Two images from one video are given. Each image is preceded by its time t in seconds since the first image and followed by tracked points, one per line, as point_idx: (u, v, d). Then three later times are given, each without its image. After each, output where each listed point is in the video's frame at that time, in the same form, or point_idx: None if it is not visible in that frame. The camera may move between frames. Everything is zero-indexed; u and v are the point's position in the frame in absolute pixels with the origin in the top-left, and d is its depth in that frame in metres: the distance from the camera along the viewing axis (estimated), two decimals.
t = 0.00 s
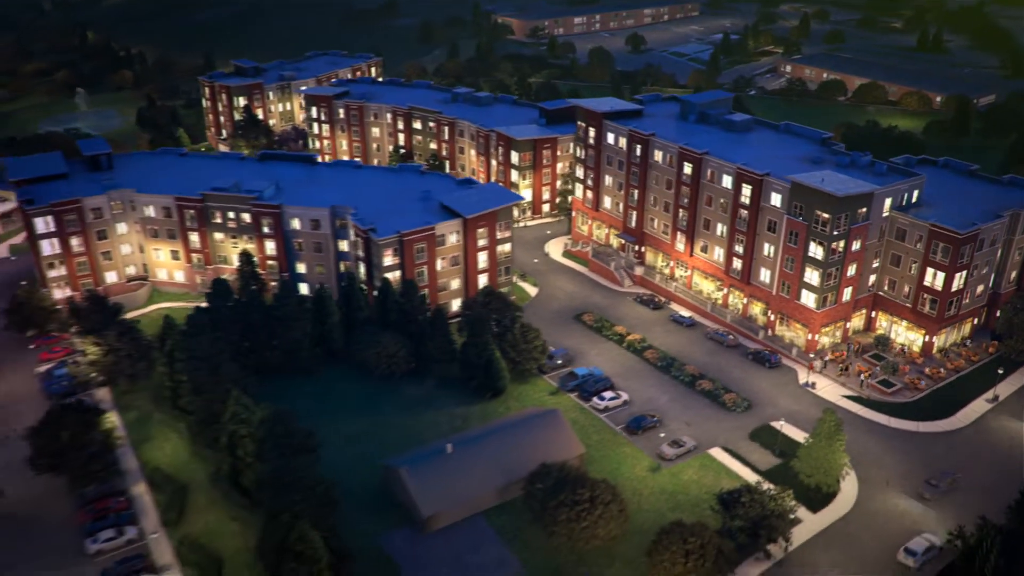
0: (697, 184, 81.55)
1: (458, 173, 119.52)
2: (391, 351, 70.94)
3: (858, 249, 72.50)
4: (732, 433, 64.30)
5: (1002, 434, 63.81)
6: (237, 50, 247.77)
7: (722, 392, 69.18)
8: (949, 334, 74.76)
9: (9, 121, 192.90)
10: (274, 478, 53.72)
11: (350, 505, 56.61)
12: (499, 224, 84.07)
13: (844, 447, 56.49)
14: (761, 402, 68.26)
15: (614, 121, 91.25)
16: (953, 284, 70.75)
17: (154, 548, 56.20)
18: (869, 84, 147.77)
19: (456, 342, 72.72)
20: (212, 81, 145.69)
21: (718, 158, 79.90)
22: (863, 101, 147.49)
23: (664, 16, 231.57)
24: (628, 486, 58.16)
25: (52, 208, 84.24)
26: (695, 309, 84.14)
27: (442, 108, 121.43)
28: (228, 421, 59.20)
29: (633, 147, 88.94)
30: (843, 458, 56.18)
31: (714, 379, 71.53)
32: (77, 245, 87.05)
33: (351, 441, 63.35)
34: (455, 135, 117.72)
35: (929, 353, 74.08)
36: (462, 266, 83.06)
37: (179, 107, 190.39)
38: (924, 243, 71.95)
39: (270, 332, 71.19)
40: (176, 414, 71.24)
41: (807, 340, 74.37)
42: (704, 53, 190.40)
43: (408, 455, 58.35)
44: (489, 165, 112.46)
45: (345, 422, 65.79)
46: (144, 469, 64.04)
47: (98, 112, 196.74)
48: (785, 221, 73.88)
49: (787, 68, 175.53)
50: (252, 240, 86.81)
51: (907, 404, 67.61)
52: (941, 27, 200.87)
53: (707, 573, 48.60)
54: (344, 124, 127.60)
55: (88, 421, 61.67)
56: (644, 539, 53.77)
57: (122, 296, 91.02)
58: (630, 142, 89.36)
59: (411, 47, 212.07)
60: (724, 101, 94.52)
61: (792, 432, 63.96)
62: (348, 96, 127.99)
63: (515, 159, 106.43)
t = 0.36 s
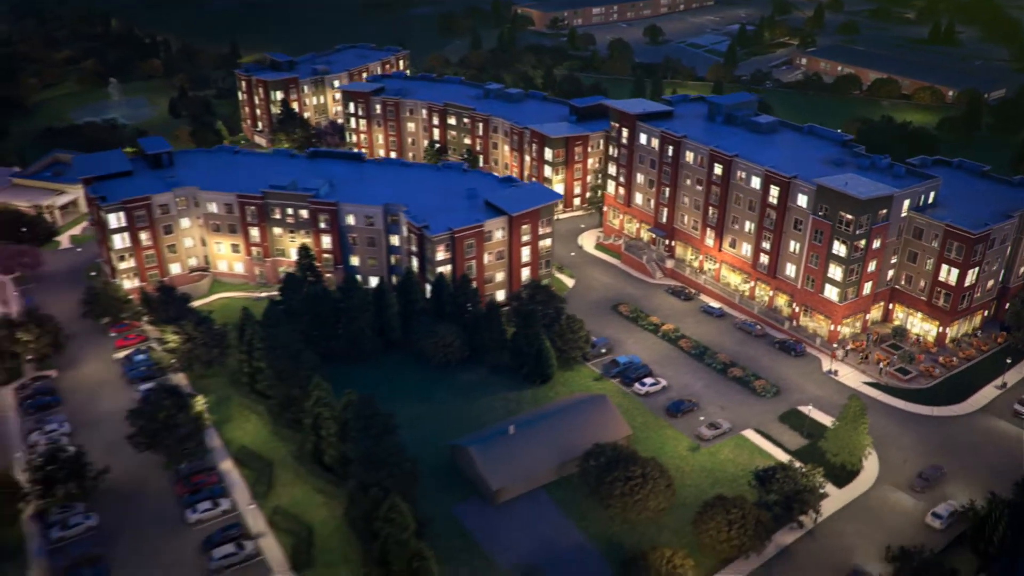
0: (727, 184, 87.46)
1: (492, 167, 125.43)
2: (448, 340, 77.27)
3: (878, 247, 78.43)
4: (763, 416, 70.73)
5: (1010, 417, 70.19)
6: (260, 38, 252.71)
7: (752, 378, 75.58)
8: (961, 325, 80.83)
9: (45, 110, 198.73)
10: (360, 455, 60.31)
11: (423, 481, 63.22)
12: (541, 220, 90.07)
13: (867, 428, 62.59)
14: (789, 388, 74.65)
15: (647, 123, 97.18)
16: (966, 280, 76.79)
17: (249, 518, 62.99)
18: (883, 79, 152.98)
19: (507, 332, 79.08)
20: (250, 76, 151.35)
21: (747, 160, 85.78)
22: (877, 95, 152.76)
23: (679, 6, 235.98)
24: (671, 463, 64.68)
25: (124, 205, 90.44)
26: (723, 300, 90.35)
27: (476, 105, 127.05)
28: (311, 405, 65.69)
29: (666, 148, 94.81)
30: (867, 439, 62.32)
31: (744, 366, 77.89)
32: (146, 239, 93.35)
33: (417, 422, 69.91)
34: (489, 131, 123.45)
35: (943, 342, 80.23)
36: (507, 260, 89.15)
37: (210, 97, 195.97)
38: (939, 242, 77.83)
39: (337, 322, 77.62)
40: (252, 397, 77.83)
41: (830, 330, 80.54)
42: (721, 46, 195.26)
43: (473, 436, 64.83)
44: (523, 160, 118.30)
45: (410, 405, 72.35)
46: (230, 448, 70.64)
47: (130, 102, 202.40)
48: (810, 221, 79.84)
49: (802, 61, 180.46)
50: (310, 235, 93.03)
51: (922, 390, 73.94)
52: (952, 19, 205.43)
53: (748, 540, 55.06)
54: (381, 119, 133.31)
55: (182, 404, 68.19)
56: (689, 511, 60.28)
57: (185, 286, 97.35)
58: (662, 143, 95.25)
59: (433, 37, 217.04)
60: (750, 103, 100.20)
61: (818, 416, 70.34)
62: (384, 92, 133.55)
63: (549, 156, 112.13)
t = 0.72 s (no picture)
0: (755, 183, 93.63)
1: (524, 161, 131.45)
2: (500, 329, 83.81)
3: (897, 243, 84.70)
4: (792, 400, 77.40)
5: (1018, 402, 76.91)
6: (282, 27, 257.60)
7: (781, 365, 82.19)
8: (974, 316, 87.27)
9: (79, 99, 204.47)
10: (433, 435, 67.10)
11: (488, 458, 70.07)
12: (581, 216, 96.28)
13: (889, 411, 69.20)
14: (815, 374, 81.28)
15: (679, 124, 103.20)
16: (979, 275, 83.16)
17: (331, 491, 69.95)
18: (896, 73, 158.36)
19: (554, 322, 85.66)
20: (285, 70, 156.83)
21: (775, 161, 91.89)
22: (891, 90, 158.21)
23: None
24: (711, 442, 71.44)
25: (190, 201, 96.75)
26: (750, 291, 96.81)
27: (508, 100, 132.82)
28: (384, 389, 72.45)
29: (696, 147, 100.88)
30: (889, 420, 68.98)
31: (773, 354, 84.49)
32: (209, 233, 99.72)
33: (477, 405, 76.68)
34: (522, 127, 129.39)
35: (956, 332, 86.73)
36: (549, 253, 95.48)
37: (239, 87, 201.48)
38: (955, 239, 84.07)
39: (397, 312, 84.26)
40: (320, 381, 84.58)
41: (852, 320, 87.04)
42: (737, 38, 200.24)
43: (531, 417, 71.56)
44: (555, 155, 124.28)
45: (469, 389, 79.08)
46: (305, 427, 77.42)
47: (161, 92, 207.92)
48: (835, 219, 86.06)
49: (817, 53, 185.59)
50: (363, 229, 99.49)
51: (937, 377, 80.62)
52: (963, 12, 210.15)
53: (785, 510, 61.88)
54: (416, 114, 139.12)
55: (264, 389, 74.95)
56: (730, 484, 67.11)
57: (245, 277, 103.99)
58: (693, 143, 101.29)
59: (454, 28, 221.97)
60: (775, 104, 106.11)
61: (842, 400, 77.03)
62: (419, 88, 139.23)
63: (582, 152, 117.99)
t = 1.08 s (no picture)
0: (782, 180, 100.15)
1: (555, 154, 137.91)
2: (548, 318, 90.62)
3: (915, 238, 91.39)
4: (819, 383, 84.53)
5: None
6: (303, 16, 262.49)
7: (808, 351, 89.24)
8: (986, 305, 94.11)
9: (111, 89, 210.10)
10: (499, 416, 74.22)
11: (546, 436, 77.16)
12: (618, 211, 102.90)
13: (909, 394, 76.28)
14: (839, 359, 88.35)
15: (708, 123, 109.64)
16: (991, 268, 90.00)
17: (403, 466, 77.16)
18: (909, 67, 164.33)
19: (597, 311, 92.63)
20: (318, 64, 162.48)
21: (801, 160, 98.38)
22: (904, 83, 164.27)
23: None
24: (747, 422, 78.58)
25: (251, 197, 103.30)
26: (776, 281, 103.65)
27: (539, 96, 138.99)
28: (449, 373, 79.50)
29: (726, 145, 107.33)
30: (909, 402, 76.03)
31: (800, 341, 91.44)
32: (268, 226, 106.31)
33: (532, 388, 83.72)
34: (553, 122, 135.69)
35: (969, 320, 93.59)
36: (588, 246, 102.18)
37: (268, 78, 207.25)
38: (969, 234, 90.76)
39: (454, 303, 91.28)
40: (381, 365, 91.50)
41: (872, 310, 93.89)
42: (752, 30, 205.80)
43: (583, 399, 78.61)
44: (586, 150, 130.69)
45: (522, 373, 86.14)
46: (373, 407, 84.47)
47: (190, 81, 213.43)
48: (858, 215, 92.70)
49: (830, 45, 191.33)
50: (412, 223, 106.22)
51: (951, 362, 87.74)
52: (973, 3, 215.46)
53: (818, 483, 69.08)
54: (449, 108, 145.27)
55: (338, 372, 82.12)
56: (767, 460, 74.28)
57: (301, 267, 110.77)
58: (722, 141, 107.72)
59: (475, 18, 227.26)
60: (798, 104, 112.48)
61: (865, 383, 84.13)
62: (452, 83, 145.31)
63: (612, 147, 124.24)
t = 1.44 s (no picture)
0: (807, 177, 107.08)
1: (584, 148, 144.66)
2: (592, 307, 97.89)
3: (933, 233, 98.50)
4: (844, 366, 92.01)
5: None
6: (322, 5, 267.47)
7: (832, 336, 96.69)
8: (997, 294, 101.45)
9: (141, 78, 215.62)
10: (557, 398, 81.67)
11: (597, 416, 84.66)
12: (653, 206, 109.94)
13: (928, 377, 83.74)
14: (861, 344, 95.82)
15: (735, 122, 116.44)
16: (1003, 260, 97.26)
17: (467, 443, 84.63)
18: (920, 61, 170.70)
19: (637, 300, 99.94)
20: (351, 58, 168.26)
21: (825, 158, 105.24)
22: (914, 75, 170.69)
23: None
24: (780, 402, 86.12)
25: (308, 193, 110.04)
26: (800, 271, 110.84)
27: (568, 92, 145.46)
28: (507, 359, 86.89)
29: (752, 143, 114.16)
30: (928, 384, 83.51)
31: (825, 327, 98.82)
32: (322, 220, 113.08)
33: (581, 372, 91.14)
34: (582, 117, 142.29)
35: (981, 308, 100.99)
36: (625, 238, 109.33)
37: (294, 69, 213.07)
38: (982, 229, 97.89)
39: (504, 293, 98.56)
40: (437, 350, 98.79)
41: (891, 298, 101.21)
42: (765, 22, 211.65)
43: (631, 382, 86.01)
44: (615, 144, 137.41)
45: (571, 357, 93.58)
46: (434, 389, 91.85)
47: (218, 71, 218.84)
48: (879, 211, 99.75)
49: (842, 38, 197.40)
50: (458, 216, 113.35)
51: (965, 347, 95.26)
52: None
53: (848, 457, 76.67)
54: (481, 103, 151.64)
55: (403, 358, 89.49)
56: (800, 437, 81.85)
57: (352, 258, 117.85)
58: (749, 139, 114.54)
59: (493, 9, 232.72)
60: (819, 102, 119.19)
61: (886, 367, 91.61)
62: (483, 79, 151.55)
63: (641, 142, 130.58)
